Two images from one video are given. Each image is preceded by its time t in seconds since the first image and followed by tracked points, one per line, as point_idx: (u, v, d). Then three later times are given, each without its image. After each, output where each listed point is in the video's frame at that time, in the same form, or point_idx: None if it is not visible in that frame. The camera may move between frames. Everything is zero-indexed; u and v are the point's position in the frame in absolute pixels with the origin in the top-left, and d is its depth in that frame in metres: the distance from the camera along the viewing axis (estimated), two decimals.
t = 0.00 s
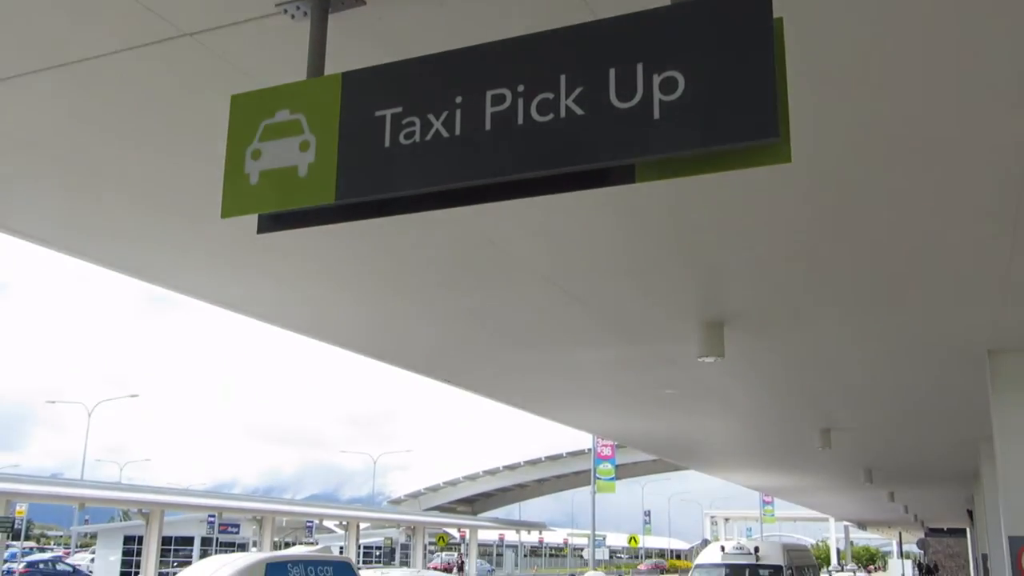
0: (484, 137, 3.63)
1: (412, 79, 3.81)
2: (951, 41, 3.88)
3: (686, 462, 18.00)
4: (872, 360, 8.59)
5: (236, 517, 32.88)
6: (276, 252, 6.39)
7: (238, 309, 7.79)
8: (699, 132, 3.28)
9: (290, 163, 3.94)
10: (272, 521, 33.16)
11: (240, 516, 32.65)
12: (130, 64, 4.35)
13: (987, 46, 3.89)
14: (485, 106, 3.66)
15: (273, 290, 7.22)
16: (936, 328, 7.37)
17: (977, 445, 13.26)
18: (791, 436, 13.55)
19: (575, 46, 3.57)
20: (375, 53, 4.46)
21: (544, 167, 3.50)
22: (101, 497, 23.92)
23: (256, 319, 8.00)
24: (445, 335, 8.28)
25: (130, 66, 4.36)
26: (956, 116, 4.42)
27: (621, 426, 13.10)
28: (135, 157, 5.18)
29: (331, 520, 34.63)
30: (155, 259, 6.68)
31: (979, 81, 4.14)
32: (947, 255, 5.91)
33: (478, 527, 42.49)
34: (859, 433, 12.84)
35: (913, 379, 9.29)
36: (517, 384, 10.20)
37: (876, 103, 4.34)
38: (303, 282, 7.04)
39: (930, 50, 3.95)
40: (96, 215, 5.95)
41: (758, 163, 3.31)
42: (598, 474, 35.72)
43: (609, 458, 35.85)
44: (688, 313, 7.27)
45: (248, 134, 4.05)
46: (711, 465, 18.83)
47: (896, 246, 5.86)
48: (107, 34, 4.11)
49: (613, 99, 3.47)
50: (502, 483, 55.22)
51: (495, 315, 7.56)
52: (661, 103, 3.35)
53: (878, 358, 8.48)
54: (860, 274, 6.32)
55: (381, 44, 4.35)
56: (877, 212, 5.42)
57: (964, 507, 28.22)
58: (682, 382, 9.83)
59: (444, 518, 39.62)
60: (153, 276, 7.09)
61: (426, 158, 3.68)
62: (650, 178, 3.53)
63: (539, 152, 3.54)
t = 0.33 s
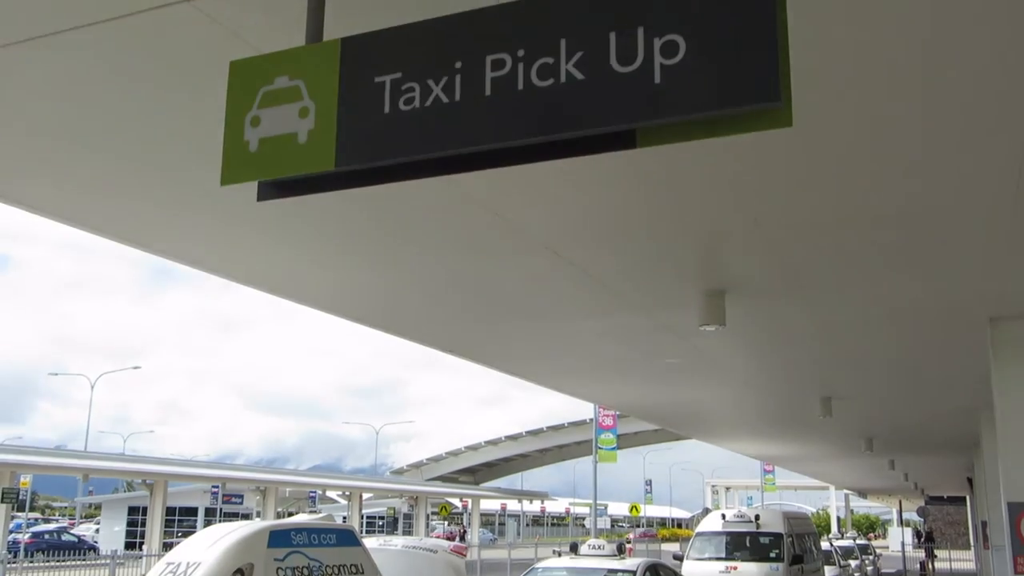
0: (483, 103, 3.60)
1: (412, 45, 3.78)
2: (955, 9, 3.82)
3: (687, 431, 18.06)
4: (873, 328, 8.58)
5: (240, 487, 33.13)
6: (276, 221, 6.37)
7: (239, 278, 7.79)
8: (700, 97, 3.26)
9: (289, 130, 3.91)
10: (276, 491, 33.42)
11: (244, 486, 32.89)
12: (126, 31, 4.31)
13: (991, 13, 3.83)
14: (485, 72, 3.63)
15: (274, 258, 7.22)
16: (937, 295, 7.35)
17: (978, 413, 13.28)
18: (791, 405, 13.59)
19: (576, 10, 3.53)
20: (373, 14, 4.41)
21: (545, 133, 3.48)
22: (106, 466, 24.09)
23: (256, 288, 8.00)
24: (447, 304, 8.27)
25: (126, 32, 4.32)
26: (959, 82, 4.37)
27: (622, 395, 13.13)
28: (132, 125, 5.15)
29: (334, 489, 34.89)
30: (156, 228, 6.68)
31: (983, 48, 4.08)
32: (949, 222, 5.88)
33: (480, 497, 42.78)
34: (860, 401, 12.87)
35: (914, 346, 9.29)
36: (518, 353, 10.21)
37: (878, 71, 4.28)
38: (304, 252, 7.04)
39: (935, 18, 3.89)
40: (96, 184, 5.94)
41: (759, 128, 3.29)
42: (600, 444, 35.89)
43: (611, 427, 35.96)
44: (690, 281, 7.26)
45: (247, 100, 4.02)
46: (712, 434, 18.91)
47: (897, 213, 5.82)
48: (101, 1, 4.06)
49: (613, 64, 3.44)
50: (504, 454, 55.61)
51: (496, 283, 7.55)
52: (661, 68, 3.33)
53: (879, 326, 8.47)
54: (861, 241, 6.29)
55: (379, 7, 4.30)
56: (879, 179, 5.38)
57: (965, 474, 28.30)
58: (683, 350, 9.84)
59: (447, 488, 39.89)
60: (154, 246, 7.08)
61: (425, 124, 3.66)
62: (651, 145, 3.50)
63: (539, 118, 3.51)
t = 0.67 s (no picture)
0: (483, 70, 3.57)
1: (410, 13, 3.75)
2: None
3: (689, 402, 18.11)
4: (873, 298, 8.56)
5: (244, 460, 33.36)
6: (274, 193, 6.35)
7: (240, 252, 7.80)
8: (701, 62, 3.23)
9: (289, 99, 3.89)
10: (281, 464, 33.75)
11: (248, 459, 33.20)
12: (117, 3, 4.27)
13: None
14: (485, 38, 3.60)
15: (274, 232, 7.22)
16: (938, 264, 7.33)
17: (979, 382, 13.29)
18: (792, 375, 13.62)
19: None
20: None
21: (544, 100, 3.46)
22: (110, 440, 24.30)
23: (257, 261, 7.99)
24: (448, 276, 8.27)
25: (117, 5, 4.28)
26: (960, 51, 4.32)
27: (623, 367, 13.16)
28: (126, 98, 5.13)
29: (337, 462, 35.19)
30: (154, 202, 6.68)
31: (988, 15, 4.02)
32: (951, 189, 5.83)
33: (482, 470, 43.14)
34: (861, 371, 12.88)
35: (914, 316, 9.28)
36: (519, 325, 10.23)
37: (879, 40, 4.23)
38: (303, 225, 7.03)
39: None
40: (93, 158, 5.93)
41: (760, 94, 3.26)
42: (601, 415, 36.04)
43: (613, 399, 36.11)
44: (690, 252, 7.25)
45: (245, 69, 3.99)
46: (713, 404, 18.97)
47: (900, 181, 5.78)
48: None
49: (614, 30, 3.41)
50: (506, 426, 55.88)
51: (496, 256, 7.54)
52: (662, 33, 3.30)
53: (880, 295, 8.46)
54: (864, 210, 6.25)
55: None
56: (882, 147, 5.33)
57: (965, 443, 28.41)
58: (683, 322, 9.85)
59: (449, 460, 40.22)
60: (153, 219, 7.08)
61: (425, 93, 3.63)
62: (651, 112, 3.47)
63: (538, 85, 3.48)
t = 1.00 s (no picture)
0: (482, 38, 3.55)
1: None
2: None
3: (689, 374, 18.12)
4: (874, 269, 8.55)
5: (246, 434, 33.49)
6: (273, 167, 6.32)
7: (241, 226, 7.79)
8: (700, 27, 3.20)
9: (286, 69, 3.87)
10: (282, 439, 33.91)
11: (250, 433, 33.36)
12: None
13: None
14: (483, 5, 3.57)
15: (274, 206, 7.21)
16: (939, 234, 7.30)
17: (980, 353, 13.29)
18: (793, 347, 13.63)
19: None
20: None
21: (545, 67, 3.43)
22: (112, 414, 24.43)
23: (256, 234, 7.98)
24: (448, 250, 8.26)
25: None
26: (960, 21, 4.27)
27: (623, 339, 13.15)
28: (123, 76, 5.10)
29: (339, 436, 35.36)
30: (154, 177, 6.67)
31: None
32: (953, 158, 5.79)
33: (483, 444, 43.31)
34: (861, 342, 12.88)
35: (915, 287, 9.26)
36: (519, 297, 10.23)
37: (883, 12, 4.17)
38: (304, 200, 7.02)
39: None
40: (92, 133, 5.92)
41: (760, 60, 3.23)
42: (602, 388, 36.06)
43: (614, 372, 36.15)
44: (690, 223, 7.24)
45: (243, 39, 3.99)
46: (715, 376, 18.98)
47: (902, 151, 5.74)
48: None
49: None
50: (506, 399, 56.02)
51: (497, 228, 7.53)
52: None
53: (880, 266, 8.45)
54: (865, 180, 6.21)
55: None
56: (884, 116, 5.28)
57: (966, 415, 28.45)
58: (684, 293, 9.85)
59: (450, 434, 40.37)
60: (153, 195, 7.07)
61: (424, 60, 3.61)
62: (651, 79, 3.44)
63: (537, 53, 3.45)
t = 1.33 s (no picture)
0: (481, 4, 3.51)
1: None
2: None
3: (690, 347, 18.16)
4: (874, 241, 8.55)
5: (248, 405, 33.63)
6: (274, 138, 6.30)
7: (242, 197, 7.79)
8: None
9: (285, 36, 3.85)
10: (284, 411, 34.07)
11: (252, 405, 33.51)
12: None
13: None
14: None
15: (274, 178, 7.21)
16: (940, 207, 7.29)
17: (980, 326, 13.30)
18: (793, 319, 13.64)
19: None
20: None
21: (545, 34, 3.40)
22: (114, 385, 24.53)
23: (258, 205, 7.97)
24: (449, 222, 8.26)
25: None
26: None
27: (625, 311, 13.16)
28: (121, 47, 5.09)
29: (341, 408, 35.50)
30: (154, 149, 6.67)
31: None
32: (956, 129, 5.75)
33: (485, 417, 43.45)
34: (861, 315, 12.89)
35: (915, 259, 9.26)
36: (520, 269, 10.23)
37: None
38: (304, 172, 7.02)
39: None
40: (91, 105, 5.91)
41: (763, 27, 3.19)
42: (603, 361, 36.10)
43: (615, 345, 36.10)
44: (691, 195, 7.23)
45: (240, 6, 3.96)
46: (715, 349, 19.03)
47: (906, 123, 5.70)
48: None
49: None
50: (507, 371, 56.17)
51: (497, 200, 7.53)
52: None
53: (881, 239, 8.44)
54: (868, 152, 6.18)
55: None
56: (887, 87, 5.24)
57: (965, 387, 28.52)
58: (685, 266, 9.86)
59: (452, 406, 40.51)
60: (153, 166, 7.07)
61: (423, 27, 3.58)
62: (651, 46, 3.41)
63: (538, 20, 3.42)
